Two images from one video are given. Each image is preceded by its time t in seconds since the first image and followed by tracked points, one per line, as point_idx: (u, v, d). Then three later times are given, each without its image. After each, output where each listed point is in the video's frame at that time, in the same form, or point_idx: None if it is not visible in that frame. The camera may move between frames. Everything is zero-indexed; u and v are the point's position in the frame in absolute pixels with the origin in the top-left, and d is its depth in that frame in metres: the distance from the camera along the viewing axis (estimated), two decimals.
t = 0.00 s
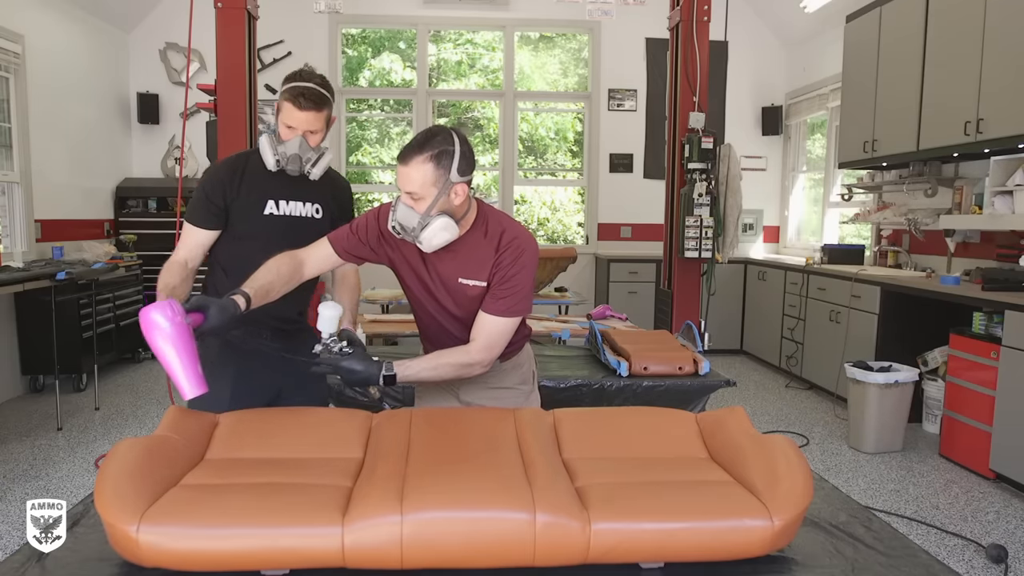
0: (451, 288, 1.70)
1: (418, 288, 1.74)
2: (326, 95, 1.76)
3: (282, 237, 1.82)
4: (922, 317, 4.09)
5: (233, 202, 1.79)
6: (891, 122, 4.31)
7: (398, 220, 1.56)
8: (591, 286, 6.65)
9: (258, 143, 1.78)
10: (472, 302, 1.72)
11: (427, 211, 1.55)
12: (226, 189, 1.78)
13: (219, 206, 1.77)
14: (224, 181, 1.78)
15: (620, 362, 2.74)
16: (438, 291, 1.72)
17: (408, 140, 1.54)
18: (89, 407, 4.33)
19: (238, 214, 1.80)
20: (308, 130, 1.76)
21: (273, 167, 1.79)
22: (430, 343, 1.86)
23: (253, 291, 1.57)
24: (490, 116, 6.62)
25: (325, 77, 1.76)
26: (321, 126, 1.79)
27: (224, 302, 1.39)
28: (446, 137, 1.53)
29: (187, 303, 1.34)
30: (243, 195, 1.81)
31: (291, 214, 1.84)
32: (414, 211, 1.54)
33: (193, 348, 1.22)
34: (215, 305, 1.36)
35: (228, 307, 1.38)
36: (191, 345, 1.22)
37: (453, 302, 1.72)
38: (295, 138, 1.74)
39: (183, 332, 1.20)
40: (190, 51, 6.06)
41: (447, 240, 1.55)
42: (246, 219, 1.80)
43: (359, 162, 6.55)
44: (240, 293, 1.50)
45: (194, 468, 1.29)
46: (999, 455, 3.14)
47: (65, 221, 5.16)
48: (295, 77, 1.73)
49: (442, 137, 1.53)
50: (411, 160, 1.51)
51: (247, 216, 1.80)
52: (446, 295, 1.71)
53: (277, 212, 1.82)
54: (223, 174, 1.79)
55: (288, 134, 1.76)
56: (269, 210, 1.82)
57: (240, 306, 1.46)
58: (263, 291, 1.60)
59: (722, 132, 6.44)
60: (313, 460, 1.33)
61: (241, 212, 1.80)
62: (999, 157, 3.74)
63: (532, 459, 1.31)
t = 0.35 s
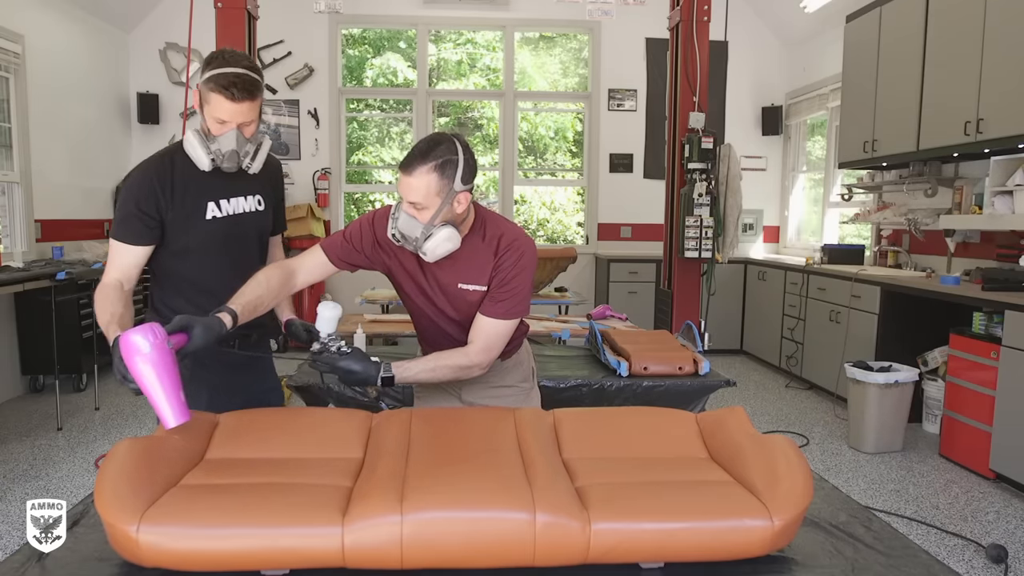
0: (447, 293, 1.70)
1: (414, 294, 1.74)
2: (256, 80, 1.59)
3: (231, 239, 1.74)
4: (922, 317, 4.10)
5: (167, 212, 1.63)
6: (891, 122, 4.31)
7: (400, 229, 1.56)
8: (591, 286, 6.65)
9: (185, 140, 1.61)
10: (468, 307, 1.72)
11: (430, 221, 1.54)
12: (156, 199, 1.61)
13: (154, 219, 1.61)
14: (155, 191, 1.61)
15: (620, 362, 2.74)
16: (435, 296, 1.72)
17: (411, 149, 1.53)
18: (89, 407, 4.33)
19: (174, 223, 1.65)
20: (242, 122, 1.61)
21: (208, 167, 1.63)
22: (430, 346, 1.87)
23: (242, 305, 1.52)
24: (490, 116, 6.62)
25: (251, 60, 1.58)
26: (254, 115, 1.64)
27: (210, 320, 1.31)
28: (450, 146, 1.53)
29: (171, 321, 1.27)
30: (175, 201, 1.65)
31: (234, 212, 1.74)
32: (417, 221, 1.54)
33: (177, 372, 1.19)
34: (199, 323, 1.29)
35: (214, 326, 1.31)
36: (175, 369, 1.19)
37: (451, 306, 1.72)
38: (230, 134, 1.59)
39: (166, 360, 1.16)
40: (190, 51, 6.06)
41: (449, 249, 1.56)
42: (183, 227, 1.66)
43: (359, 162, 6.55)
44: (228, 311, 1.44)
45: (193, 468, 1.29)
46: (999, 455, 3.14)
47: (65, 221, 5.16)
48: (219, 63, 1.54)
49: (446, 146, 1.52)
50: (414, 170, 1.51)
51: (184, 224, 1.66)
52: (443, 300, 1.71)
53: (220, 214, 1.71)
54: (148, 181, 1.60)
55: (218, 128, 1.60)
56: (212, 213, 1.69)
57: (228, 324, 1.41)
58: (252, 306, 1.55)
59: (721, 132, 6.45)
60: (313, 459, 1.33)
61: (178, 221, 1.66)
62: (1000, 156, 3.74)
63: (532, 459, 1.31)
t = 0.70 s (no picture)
0: (442, 297, 1.70)
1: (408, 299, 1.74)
2: (220, 82, 1.55)
3: (210, 240, 1.73)
4: (922, 317, 4.09)
5: (142, 220, 1.63)
6: (891, 122, 4.31)
7: (399, 235, 1.55)
8: (591, 286, 6.65)
9: (156, 149, 1.60)
10: (463, 310, 1.72)
11: (429, 227, 1.54)
12: (130, 208, 1.60)
13: (129, 229, 1.61)
14: (126, 202, 1.60)
15: (620, 362, 2.74)
16: (430, 301, 1.72)
17: (411, 154, 1.51)
18: (89, 407, 4.33)
19: (151, 229, 1.65)
20: (210, 126, 1.59)
21: (182, 176, 1.61)
22: (423, 347, 1.88)
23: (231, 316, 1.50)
24: (490, 116, 6.62)
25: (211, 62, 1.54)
26: (221, 118, 1.61)
27: (197, 334, 1.30)
28: (451, 154, 1.53)
29: (158, 336, 1.25)
30: (149, 208, 1.64)
31: (211, 213, 1.73)
32: (416, 227, 1.54)
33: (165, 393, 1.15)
34: (186, 338, 1.27)
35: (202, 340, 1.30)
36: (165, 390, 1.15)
37: (446, 311, 1.73)
38: (200, 140, 1.58)
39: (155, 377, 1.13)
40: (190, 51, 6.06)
41: (448, 256, 1.56)
42: (161, 233, 1.67)
43: (360, 161, 6.54)
44: (216, 325, 1.43)
45: (193, 467, 1.29)
46: (1000, 455, 3.14)
47: (65, 221, 5.16)
48: (179, 69, 1.52)
49: (446, 154, 1.52)
50: (416, 176, 1.49)
51: (160, 230, 1.67)
52: (437, 305, 1.71)
53: (196, 218, 1.70)
54: (119, 189, 1.59)
55: (189, 136, 1.59)
56: (187, 217, 1.69)
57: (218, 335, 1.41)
58: (241, 319, 1.53)
59: (722, 132, 6.45)
60: (313, 460, 1.33)
61: (155, 227, 1.66)
62: (1000, 156, 3.74)
63: (532, 459, 1.31)
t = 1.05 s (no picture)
0: (440, 300, 1.70)
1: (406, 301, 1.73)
2: (219, 81, 1.55)
3: (207, 239, 1.73)
4: (923, 317, 4.09)
5: (139, 215, 1.64)
6: (891, 122, 4.30)
7: (397, 240, 1.55)
8: (591, 286, 6.65)
9: (156, 146, 1.61)
10: (461, 312, 1.72)
11: (427, 232, 1.54)
12: (127, 203, 1.62)
13: (126, 224, 1.62)
14: (124, 197, 1.61)
15: (620, 362, 2.74)
16: (427, 303, 1.72)
17: (407, 158, 1.50)
18: (89, 407, 4.33)
19: (149, 225, 1.66)
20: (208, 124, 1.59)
21: (180, 172, 1.63)
22: (421, 347, 1.88)
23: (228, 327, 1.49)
24: (490, 116, 6.62)
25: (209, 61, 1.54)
26: (220, 115, 1.62)
27: (188, 345, 1.28)
28: (448, 158, 1.52)
29: (148, 349, 1.22)
30: (147, 205, 1.66)
31: (209, 212, 1.72)
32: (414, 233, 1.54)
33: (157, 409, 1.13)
34: (177, 349, 1.25)
35: (193, 351, 1.28)
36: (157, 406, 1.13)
37: (443, 312, 1.73)
38: (198, 137, 1.59)
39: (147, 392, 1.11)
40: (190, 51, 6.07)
41: (446, 261, 1.56)
42: (158, 230, 1.67)
43: (359, 161, 6.54)
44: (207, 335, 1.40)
45: (193, 467, 1.29)
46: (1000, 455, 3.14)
47: (65, 221, 5.16)
48: (179, 67, 1.52)
49: (443, 158, 1.52)
50: (413, 181, 1.48)
51: (158, 226, 1.67)
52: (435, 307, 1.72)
53: (193, 215, 1.70)
54: (117, 184, 1.61)
55: (187, 132, 1.60)
56: (185, 214, 1.69)
57: (210, 347, 1.39)
58: (235, 328, 1.51)
59: (721, 132, 6.45)
60: (313, 460, 1.33)
61: (152, 222, 1.67)
62: (1000, 156, 3.74)
63: (532, 459, 1.31)
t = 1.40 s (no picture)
0: (439, 299, 1.70)
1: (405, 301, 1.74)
2: (193, 78, 1.56)
3: (203, 234, 1.72)
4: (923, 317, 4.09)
5: (135, 212, 1.66)
6: (892, 122, 4.30)
7: (393, 245, 1.55)
8: (591, 286, 6.65)
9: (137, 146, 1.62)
10: (460, 311, 1.72)
11: (424, 235, 1.54)
12: (122, 201, 1.64)
13: (122, 221, 1.65)
14: (118, 194, 1.64)
15: (620, 362, 2.74)
16: (427, 302, 1.72)
17: (402, 162, 1.50)
18: (89, 407, 4.33)
19: (145, 222, 1.68)
20: (186, 122, 1.61)
21: (162, 169, 1.64)
22: (423, 346, 1.89)
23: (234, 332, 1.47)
24: (490, 116, 6.62)
25: (187, 59, 1.56)
26: (201, 112, 1.63)
27: (198, 351, 1.24)
28: (441, 161, 1.52)
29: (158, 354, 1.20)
30: (142, 202, 1.67)
31: (203, 207, 1.72)
32: (410, 237, 1.53)
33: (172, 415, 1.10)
34: (188, 354, 1.22)
35: (204, 357, 1.25)
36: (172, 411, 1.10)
37: (442, 311, 1.73)
38: (175, 135, 1.59)
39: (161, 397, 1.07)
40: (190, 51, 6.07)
41: (444, 263, 1.56)
42: (153, 226, 1.68)
43: (359, 161, 6.54)
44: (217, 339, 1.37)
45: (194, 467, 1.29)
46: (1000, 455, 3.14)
47: (66, 222, 5.16)
48: (156, 66, 1.55)
49: (437, 161, 1.51)
50: (407, 185, 1.48)
51: (153, 223, 1.68)
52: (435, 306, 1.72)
53: (187, 210, 1.70)
54: (113, 181, 1.64)
55: (167, 130, 1.61)
56: (179, 210, 1.70)
57: (219, 351, 1.35)
58: (241, 332, 1.50)
59: (722, 132, 6.44)
60: (313, 460, 1.33)
61: (147, 219, 1.68)
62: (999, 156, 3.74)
63: (532, 459, 1.31)
